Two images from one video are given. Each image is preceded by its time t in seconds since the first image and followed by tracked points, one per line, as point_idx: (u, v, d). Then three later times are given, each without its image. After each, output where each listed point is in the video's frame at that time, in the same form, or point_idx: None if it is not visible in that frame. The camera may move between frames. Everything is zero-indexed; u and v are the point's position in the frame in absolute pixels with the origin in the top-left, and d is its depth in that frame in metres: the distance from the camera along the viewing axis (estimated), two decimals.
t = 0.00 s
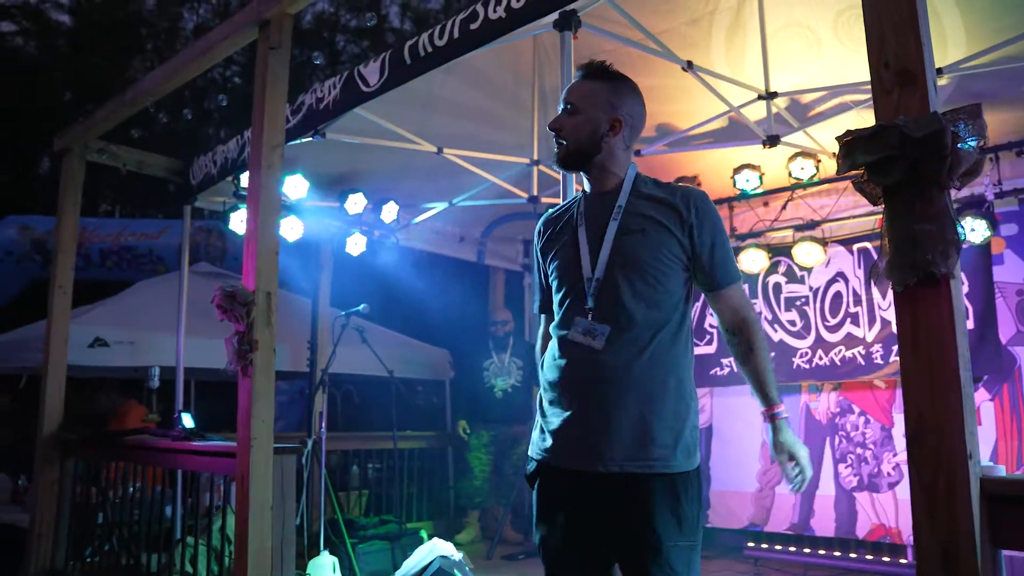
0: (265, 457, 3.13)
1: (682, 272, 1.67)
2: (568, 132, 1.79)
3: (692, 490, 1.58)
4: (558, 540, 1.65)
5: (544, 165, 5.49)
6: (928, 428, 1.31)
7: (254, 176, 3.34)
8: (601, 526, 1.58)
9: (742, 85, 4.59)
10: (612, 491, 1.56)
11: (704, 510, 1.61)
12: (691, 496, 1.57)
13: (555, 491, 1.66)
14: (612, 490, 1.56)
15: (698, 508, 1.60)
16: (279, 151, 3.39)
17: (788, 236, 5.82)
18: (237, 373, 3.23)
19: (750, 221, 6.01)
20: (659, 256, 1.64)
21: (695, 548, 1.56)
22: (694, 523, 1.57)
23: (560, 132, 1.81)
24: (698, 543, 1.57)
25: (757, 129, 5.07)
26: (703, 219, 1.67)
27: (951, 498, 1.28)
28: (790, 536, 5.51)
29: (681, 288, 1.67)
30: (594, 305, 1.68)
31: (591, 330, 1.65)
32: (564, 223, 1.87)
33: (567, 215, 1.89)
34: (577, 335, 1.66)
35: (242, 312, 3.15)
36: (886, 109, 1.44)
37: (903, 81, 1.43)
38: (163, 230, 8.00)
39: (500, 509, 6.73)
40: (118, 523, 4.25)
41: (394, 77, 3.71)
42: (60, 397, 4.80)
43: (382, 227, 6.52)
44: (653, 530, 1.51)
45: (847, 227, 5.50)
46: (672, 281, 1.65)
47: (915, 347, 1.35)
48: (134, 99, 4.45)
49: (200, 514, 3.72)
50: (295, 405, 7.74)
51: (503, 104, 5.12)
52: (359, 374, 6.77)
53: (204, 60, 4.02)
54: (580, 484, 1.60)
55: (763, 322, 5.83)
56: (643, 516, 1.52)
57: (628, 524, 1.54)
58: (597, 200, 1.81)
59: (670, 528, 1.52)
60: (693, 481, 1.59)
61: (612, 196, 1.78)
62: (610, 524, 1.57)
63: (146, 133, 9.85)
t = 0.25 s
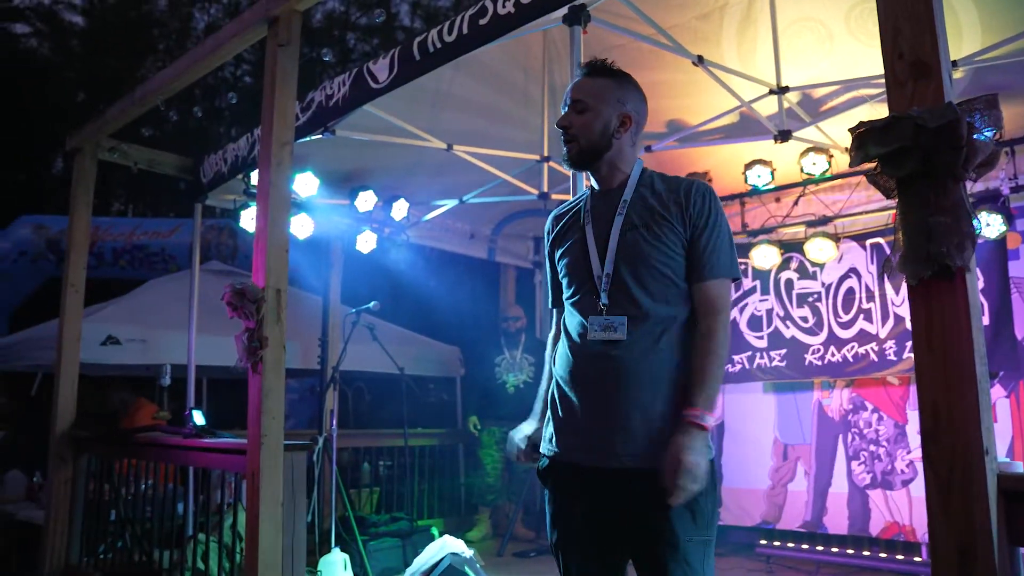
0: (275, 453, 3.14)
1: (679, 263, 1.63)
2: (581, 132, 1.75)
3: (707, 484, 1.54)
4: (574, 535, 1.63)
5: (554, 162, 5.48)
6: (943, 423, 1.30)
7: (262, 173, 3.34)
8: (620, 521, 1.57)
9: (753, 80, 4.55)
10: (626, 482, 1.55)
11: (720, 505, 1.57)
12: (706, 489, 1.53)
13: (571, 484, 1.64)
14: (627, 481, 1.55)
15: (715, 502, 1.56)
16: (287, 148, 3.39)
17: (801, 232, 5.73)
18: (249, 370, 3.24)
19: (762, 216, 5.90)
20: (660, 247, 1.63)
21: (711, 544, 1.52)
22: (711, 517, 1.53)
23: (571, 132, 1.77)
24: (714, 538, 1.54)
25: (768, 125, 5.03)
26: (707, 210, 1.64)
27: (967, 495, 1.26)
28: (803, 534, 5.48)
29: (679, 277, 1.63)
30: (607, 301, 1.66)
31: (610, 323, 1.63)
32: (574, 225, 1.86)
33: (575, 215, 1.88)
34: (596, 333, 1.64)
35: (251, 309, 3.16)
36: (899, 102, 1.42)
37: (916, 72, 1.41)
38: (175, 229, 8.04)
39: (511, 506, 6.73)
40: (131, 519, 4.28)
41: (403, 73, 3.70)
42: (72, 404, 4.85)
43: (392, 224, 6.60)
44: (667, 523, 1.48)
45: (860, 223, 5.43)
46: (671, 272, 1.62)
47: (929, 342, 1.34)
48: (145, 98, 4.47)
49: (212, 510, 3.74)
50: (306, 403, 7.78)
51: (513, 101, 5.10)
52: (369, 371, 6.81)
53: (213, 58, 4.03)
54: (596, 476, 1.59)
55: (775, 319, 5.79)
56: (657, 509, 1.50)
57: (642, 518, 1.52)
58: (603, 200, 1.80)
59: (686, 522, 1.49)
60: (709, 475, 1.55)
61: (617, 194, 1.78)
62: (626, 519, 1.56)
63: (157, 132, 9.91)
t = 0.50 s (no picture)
0: (288, 453, 3.14)
1: (660, 232, 1.61)
2: (605, 130, 1.71)
3: (714, 486, 1.52)
4: (577, 533, 1.61)
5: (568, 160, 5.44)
6: (962, 422, 1.26)
7: (275, 172, 3.35)
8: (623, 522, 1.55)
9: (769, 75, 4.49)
10: (632, 481, 1.53)
11: (726, 507, 1.55)
12: (711, 491, 1.51)
13: (574, 483, 1.62)
14: (632, 481, 1.53)
15: (721, 504, 1.54)
16: (300, 147, 3.39)
17: (819, 229, 5.62)
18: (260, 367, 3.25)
19: (779, 214, 5.80)
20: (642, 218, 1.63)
21: (717, 544, 1.50)
22: (716, 520, 1.51)
23: (596, 132, 1.71)
24: (720, 540, 1.51)
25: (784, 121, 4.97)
26: (692, 168, 1.59)
27: (991, 498, 1.22)
28: (822, 534, 5.40)
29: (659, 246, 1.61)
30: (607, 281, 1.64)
31: (606, 302, 1.60)
32: (573, 203, 1.83)
33: (575, 193, 1.85)
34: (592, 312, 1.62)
35: (264, 308, 3.16)
36: (919, 92, 1.38)
37: (935, 62, 1.37)
38: (192, 230, 8.12)
39: (527, 506, 6.71)
40: (148, 518, 4.30)
41: (416, 71, 3.69)
42: (90, 398, 4.90)
43: (407, 224, 6.63)
44: (671, 525, 1.46)
45: (879, 219, 5.34)
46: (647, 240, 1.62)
47: (949, 337, 1.29)
48: (160, 99, 4.50)
49: (226, 510, 3.75)
50: (323, 404, 7.81)
51: (526, 98, 5.07)
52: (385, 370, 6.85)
53: (226, 58, 4.04)
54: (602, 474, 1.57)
55: (792, 317, 5.71)
56: (662, 509, 1.48)
57: (647, 517, 1.50)
58: (610, 184, 1.75)
59: (689, 524, 1.47)
60: (717, 474, 1.53)
61: (624, 173, 1.73)
62: (628, 521, 1.54)
63: (175, 134, 10.01)
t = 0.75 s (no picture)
0: (303, 452, 3.15)
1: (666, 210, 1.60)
2: (629, 132, 1.66)
3: (729, 480, 1.49)
4: (590, 534, 1.57)
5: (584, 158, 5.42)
6: (983, 423, 1.22)
7: (289, 171, 3.35)
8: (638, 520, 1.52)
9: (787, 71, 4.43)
10: (645, 477, 1.51)
11: (742, 503, 1.51)
12: (727, 486, 1.48)
13: (586, 482, 1.59)
14: (646, 476, 1.51)
15: (737, 500, 1.51)
16: (314, 146, 3.40)
17: (838, 226, 5.61)
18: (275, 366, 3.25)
19: (797, 210, 5.82)
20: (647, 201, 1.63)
21: (734, 541, 1.47)
22: (732, 515, 1.48)
23: (623, 132, 1.65)
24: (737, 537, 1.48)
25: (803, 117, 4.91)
26: (699, 163, 1.57)
27: (1014, 499, 1.18)
28: (844, 536, 5.32)
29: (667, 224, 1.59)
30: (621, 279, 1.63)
31: (622, 299, 1.60)
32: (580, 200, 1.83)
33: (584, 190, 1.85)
34: (606, 305, 1.62)
35: (278, 306, 3.16)
36: (937, 81, 1.34)
37: (955, 51, 1.33)
38: (212, 230, 8.21)
39: (545, 506, 6.69)
40: (167, 515, 4.34)
41: (430, 69, 3.69)
42: (110, 395, 5.00)
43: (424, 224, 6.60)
44: (687, 519, 1.43)
45: (900, 217, 5.29)
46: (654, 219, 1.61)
47: (969, 333, 1.26)
48: (176, 100, 4.54)
49: (244, 509, 3.76)
50: (342, 403, 7.82)
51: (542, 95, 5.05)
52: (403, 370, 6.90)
53: (241, 58, 4.07)
54: (614, 472, 1.55)
55: (812, 315, 5.55)
56: (677, 505, 1.45)
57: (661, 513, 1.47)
58: (623, 184, 1.74)
59: (707, 519, 1.43)
60: (731, 468, 1.50)
61: (640, 171, 1.72)
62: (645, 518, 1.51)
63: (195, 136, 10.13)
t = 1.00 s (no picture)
0: (319, 451, 3.16)
1: (687, 222, 1.59)
2: (637, 129, 1.64)
3: (742, 480, 1.47)
4: (599, 534, 1.57)
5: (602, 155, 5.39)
6: (1006, 419, 1.18)
7: (304, 171, 3.37)
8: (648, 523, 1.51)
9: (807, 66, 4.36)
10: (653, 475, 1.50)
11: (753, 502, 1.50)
12: (739, 486, 1.46)
13: (593, 479, 1.58)
14: (653, 474, 1.50)
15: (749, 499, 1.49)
16: (330, 146, 3.41)
17: (859, 223, 5.52)
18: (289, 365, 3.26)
19: (819, 208, 5.70)
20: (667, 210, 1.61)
21: (744, 541, 1.46)
22: (743, 515, 1.47)
23: (631, 131, 1.63)
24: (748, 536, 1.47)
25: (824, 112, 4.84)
26: (714, 174, 1.60)
27: None
28: (868, 537, 5.24)
29: (688, 238, 1.58)
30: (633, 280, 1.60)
31: (634, 302, 1.58)
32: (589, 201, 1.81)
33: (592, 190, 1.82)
34: (619, 308, 1.59)
35: (294, 306, 3.18)
36: (955, 68, 1.31)
37: (973, 38, 1.29)
38: (234, 232, 8.30)
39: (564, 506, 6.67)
40: (188, 513, 4.39)
41: (446, 68, 3.69)
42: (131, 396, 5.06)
43: (442, 223, 6.71)
44: (697, 520, 1.43)
45: (923, 213, 5.19)
46: (680, 230, 1.59)
47: (987, 329, 1.22)
48: (195, 101, 4.59)
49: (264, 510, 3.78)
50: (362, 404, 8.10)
51: (558, 92, 5.02)
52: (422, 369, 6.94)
53: (257, 60, 4.10)
54: (622, 470, 1.54)
55: (834, 313, 5.46)
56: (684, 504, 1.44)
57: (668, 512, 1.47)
58: (635, 185, 1.74)
59: (716, 520, 1.43)
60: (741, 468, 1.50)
61: (648, 173, 1.72)
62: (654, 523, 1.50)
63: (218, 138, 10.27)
